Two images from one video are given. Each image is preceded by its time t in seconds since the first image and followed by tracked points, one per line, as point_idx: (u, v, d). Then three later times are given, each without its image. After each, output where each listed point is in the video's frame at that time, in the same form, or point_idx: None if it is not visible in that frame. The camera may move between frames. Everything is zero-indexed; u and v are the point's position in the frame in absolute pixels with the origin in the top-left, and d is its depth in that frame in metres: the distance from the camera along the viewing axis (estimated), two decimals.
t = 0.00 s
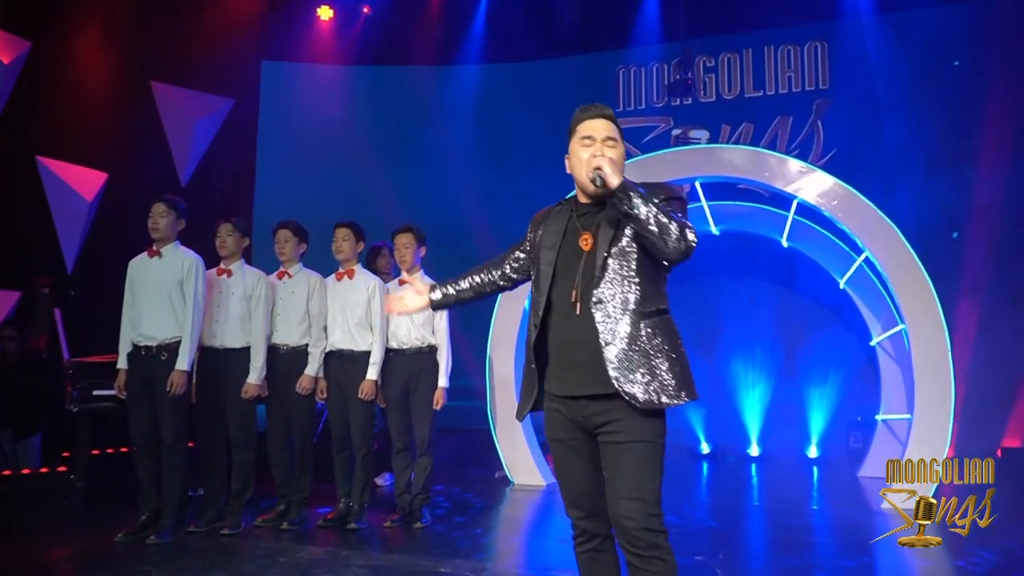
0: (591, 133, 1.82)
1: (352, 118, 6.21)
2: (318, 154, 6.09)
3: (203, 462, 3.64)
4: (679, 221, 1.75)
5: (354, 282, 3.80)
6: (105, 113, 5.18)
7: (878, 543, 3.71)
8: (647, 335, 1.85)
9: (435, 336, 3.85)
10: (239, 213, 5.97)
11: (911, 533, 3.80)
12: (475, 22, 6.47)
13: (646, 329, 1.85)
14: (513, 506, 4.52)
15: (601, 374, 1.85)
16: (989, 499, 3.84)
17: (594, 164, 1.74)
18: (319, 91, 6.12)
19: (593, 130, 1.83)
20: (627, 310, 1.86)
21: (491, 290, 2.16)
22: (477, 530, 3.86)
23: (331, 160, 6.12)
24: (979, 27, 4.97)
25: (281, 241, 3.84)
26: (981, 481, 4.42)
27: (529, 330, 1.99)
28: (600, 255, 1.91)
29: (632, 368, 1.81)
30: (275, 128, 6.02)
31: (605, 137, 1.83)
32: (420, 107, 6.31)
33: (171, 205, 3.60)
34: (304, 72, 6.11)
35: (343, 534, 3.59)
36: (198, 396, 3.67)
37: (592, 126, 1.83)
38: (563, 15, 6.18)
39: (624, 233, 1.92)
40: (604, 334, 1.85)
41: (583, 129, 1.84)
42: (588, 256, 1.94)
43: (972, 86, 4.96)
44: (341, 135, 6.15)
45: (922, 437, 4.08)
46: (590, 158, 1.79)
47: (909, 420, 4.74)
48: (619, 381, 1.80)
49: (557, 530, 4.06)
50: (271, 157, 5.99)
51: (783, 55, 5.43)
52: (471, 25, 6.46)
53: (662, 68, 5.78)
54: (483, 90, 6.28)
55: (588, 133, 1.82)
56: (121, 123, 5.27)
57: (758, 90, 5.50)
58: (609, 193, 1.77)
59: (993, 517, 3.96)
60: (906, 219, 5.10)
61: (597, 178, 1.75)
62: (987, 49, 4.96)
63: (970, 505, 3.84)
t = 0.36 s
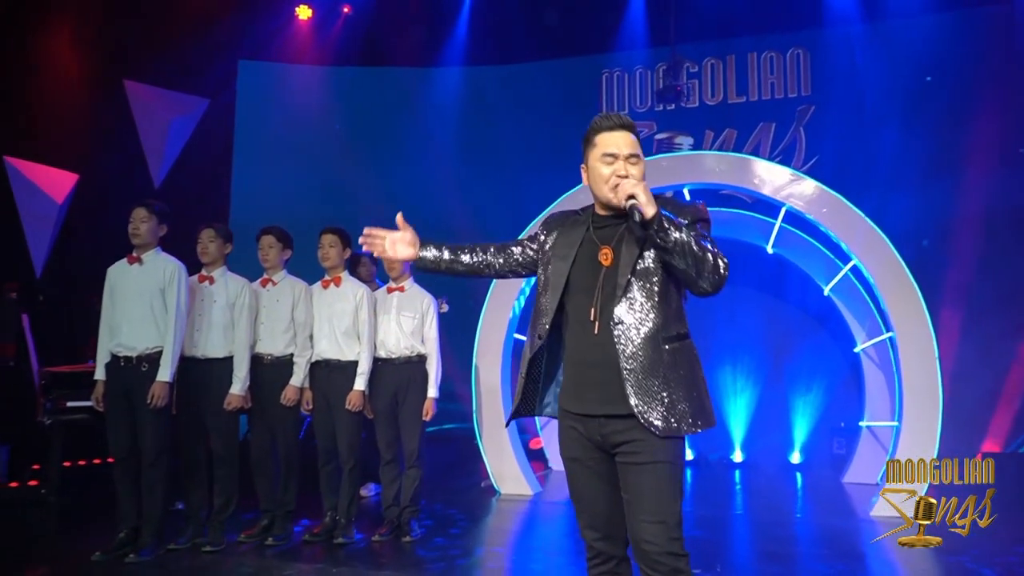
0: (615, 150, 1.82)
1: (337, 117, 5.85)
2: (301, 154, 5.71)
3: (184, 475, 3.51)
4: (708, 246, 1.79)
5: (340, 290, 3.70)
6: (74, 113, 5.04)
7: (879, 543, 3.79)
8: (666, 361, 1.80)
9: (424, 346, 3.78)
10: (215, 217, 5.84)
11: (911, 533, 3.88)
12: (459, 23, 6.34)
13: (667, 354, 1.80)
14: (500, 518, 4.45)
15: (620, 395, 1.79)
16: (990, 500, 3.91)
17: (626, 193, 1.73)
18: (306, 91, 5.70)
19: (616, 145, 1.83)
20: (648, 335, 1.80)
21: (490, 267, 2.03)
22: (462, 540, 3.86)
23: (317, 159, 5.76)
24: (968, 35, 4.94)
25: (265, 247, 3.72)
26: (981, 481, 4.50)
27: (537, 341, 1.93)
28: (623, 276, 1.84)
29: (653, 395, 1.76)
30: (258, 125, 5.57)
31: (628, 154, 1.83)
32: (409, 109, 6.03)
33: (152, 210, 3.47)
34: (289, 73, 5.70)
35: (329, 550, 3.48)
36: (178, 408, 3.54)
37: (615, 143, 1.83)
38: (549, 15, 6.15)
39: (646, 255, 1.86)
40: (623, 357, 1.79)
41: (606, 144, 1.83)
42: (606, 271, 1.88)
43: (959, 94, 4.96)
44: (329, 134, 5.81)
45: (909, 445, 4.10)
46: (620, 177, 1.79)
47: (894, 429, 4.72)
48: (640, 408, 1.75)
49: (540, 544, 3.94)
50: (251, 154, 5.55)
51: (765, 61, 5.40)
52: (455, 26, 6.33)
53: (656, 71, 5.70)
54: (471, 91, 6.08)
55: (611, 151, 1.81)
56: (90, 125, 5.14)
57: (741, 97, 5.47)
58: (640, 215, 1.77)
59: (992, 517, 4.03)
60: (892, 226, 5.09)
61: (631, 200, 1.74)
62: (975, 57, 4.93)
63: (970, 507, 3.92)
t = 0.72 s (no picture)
0: (622, 164, 1.80)
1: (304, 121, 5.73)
2: (267, 158, 5.62)
3: (156, 487, 3.40)
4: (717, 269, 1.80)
5: (319, 296, 3.63)
6: (31, 115, 4.88)
7: (880, 542, 3.89)
8: (671, 378, 1.76)
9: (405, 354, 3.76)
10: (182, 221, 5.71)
11: (910, 532, 3.99)
12: (432, 24, 6.20)
13: (672, 373, 1.77)
14: (475, 526, 4.41)
15: (625, 411, 1.77)
16: (988, 501, 4.01)
17: (637, 215, 1.71)
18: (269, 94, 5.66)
19: (622, 158, 1.81)
20: (654, 352, 1.77)
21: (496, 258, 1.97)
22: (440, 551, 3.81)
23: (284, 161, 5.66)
24: (932, 48, 5.05)
25: (240, 253, 3.63)
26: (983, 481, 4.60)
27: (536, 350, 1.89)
28: (629, 293, 1.80)
29: (658, 413, 1.73)
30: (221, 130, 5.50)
31: (634, 169, 1.81)
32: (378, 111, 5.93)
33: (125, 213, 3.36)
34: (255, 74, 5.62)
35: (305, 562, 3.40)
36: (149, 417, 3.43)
37: (622, 157, 1.80)
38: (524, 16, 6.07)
39: (652, 273, 1.82)
40: (629, 373, 1.76)
41: (613, 158, 1.80)
42: (611, 287, 1.85)
43: (930, 105, 5.04)
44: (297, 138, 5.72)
45: (883, 450, 4.16)
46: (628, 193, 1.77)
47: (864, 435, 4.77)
48: (646, 424, 1.72)
49: (510, 553, 3.90)
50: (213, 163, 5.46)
51: (736, 71, 5.44)
52: (428, 27, 6.17)
53: (633, 78, 5.71)
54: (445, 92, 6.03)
55: (619, 166, 1.79)
56: (49, 127, 4.97)
57: (714, 104, 5.51)
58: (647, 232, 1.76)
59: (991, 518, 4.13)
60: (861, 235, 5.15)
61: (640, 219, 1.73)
62: (942, 70, 5.02)
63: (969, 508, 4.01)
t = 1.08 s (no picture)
0: (620, 165, 1.76)
1: (264, 117, 5.69)
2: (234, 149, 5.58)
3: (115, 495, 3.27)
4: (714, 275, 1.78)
5: (286, 297, 3.53)
6: None
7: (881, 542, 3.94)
8: (667, 384, 1.71)
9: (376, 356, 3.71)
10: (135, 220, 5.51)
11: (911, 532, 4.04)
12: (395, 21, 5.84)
13: (668, 379, 1.71)
14: (441, 530, 4.36)
15: (621, 418, 1.70)
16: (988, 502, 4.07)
17: (637, 221, 1.68)
18: (227, 93, 5.59)
19: (619, 158, 1.77)
20: (649, 358, 1.71)
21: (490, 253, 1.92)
22: (406, 556, 3.77)
23: (239, 160, 5.59)
24: (890, 57, 5.16)
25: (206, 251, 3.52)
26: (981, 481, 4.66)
27: (541, 347, 1.79)
28: (625, 298, 1.74)
29: (656, 421, 1.67)
30: (176, 129, 5.42)
31: (632, 170, 1.77)
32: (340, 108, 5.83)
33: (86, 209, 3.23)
34: (215, 69, 5.56)
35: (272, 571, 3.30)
36: (108, 422, 3.30)
37: (620, 158, 1.76)
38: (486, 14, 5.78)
39: (649, 279, 1.76)
40: (626, 379, 1.70)
41: (610, 159, 1.76)
42: (605, 291, 1.78)
43: (889, 113, 5.15)
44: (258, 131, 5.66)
45: (848, 451, 4.23)
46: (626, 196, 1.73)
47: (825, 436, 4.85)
48: (643, 431, 1.66)
49: (474, 556, 3.87)
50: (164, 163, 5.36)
51: (699, 75, 5.46)
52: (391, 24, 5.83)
53: (599, 80, 5.63)
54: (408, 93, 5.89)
55: (617, 168, 1.75)
56: None
57: (676, 107, 5.51)
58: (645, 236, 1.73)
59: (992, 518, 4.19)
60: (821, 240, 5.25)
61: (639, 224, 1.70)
62: (899, 79, 5.14)
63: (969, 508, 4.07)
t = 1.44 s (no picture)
0: (610, 157, 1.76)
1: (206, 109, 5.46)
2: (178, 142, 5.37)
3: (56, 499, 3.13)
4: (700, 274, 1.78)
5: (238, 294, 3.42)
6: None
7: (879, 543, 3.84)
8: (653, 384, 1.70)
9: (331, 354, 3.65)
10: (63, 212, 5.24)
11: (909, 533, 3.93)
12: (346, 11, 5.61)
13: (655, 377, 1.71)
14: (393, 532, 4.29)
15: (610, 416, 1.68)
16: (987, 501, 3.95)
17: (629, 215, 1.66)
18: (173, 82, 5.38)
19: (610, 149, 1.77)
20: (638, 356, 1.70)
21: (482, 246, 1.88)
22: (357, 559, 3.68)
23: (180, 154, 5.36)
24: (836, 64, 5.27)
25: (154, 245, 3.39)
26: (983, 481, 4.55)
27: (538, 341, 1.74)
28: (614, 294, 1.73)
29: (645, 420, 1.66)
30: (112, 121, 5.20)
31: (622, 163, 1.77)
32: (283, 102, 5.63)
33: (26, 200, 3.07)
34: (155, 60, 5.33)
35: None
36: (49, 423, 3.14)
37: (611, 150, 1.77)
38: (439, 3, 5.59)
39: (637, 275, 1.76)
40: (614, 376, 1.68)
41: (601, 150, 1.77)
42: (591, 288, 1.77)
43: (830, 119, 5.30)
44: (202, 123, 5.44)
45: (796, 449, 4.32)
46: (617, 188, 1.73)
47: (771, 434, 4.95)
48: (632, 430, 1.65)
49: (425, 557, 3.82)
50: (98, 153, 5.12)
51: (648, 77, 5.44)
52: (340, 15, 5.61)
53: (551, 80, 5.56)
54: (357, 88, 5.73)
55: (607, 159, 1.75)
56: None
57: (625, 109, 5.49)
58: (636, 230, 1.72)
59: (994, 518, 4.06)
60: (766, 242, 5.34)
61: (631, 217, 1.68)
62: (840, 87, 5.27)
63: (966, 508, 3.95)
